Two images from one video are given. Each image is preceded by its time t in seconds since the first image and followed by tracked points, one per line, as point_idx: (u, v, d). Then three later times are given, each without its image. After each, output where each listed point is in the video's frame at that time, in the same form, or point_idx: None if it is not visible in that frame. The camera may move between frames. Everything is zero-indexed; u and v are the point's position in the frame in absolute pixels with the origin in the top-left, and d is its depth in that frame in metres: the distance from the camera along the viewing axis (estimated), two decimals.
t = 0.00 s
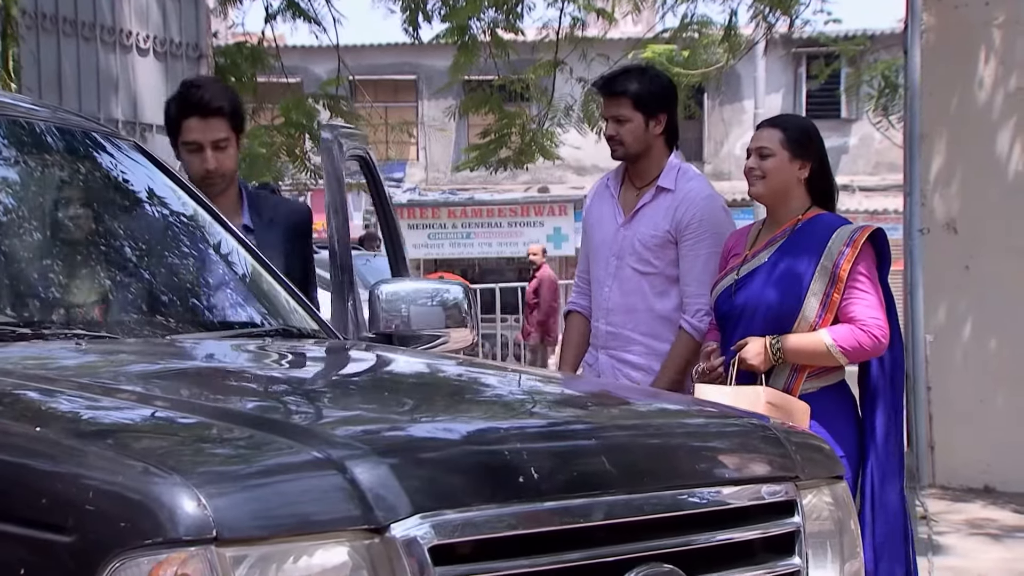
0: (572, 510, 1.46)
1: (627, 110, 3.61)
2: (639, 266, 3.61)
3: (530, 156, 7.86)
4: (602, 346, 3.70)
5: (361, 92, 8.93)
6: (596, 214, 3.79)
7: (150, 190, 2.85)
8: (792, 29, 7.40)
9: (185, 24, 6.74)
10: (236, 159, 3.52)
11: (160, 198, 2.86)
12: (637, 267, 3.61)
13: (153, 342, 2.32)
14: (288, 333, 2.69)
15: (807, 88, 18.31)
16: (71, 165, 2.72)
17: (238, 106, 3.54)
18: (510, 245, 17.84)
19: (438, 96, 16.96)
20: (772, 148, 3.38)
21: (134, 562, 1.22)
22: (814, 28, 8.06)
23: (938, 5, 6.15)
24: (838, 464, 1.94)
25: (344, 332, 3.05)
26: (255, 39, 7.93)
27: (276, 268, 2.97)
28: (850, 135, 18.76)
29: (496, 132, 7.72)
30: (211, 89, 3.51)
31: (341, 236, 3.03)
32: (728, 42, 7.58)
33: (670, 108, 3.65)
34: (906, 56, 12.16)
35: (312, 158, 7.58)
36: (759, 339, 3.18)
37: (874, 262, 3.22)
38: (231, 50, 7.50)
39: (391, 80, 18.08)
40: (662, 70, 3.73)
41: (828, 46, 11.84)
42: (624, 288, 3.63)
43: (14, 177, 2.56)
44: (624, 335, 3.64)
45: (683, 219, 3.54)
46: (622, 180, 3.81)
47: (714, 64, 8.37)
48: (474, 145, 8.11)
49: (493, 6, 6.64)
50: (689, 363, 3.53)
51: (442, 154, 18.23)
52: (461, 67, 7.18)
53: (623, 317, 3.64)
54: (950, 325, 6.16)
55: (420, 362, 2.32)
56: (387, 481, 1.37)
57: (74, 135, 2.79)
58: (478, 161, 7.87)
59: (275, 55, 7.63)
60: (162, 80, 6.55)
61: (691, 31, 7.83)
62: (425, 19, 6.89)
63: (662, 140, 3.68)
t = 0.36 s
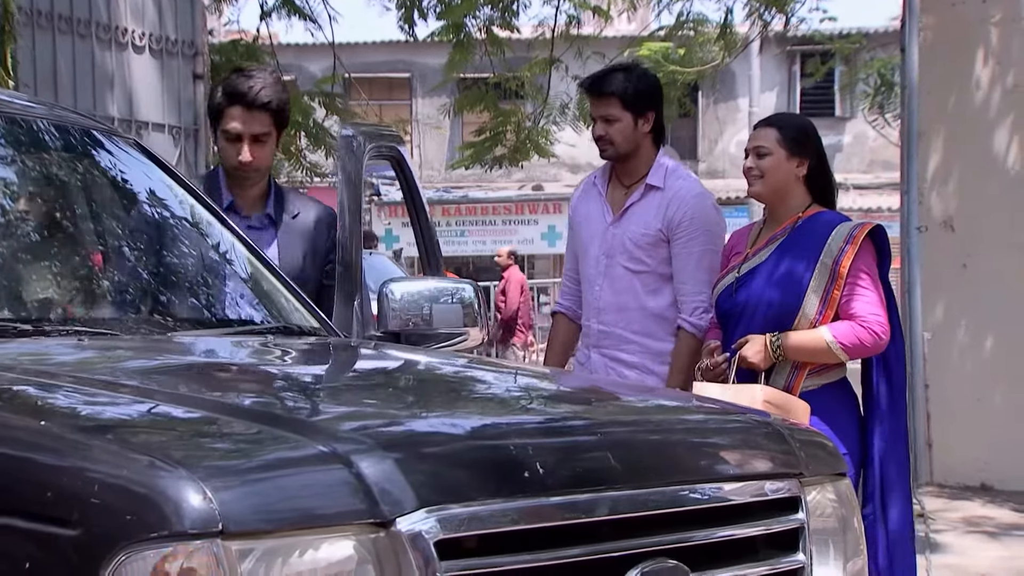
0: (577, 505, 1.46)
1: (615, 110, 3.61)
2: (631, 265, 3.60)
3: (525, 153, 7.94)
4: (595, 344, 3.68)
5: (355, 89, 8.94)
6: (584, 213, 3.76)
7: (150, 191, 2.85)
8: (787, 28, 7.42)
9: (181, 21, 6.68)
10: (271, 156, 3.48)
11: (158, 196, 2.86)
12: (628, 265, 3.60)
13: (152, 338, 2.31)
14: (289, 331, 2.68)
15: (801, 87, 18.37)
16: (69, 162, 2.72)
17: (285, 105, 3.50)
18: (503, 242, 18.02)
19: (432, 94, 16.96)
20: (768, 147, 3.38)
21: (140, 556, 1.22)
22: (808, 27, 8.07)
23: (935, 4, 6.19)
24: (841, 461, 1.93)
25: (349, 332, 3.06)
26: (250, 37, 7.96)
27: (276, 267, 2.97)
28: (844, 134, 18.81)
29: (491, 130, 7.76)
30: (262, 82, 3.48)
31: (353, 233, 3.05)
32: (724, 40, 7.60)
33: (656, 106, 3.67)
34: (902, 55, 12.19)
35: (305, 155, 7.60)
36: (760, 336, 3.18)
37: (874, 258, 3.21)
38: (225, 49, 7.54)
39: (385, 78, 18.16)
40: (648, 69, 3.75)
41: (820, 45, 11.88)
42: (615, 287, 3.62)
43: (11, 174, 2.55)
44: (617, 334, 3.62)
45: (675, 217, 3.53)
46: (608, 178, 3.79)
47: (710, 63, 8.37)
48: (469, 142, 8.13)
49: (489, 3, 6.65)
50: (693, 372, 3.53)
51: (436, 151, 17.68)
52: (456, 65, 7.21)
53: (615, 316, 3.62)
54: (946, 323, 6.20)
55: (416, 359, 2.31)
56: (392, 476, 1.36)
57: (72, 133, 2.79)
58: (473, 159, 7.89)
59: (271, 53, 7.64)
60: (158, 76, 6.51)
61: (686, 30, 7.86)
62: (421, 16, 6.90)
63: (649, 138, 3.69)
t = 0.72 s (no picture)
0: (586, 511, 1.45)
1: (594, 111, 3.58)
2: (619, 265, 3.55)
3: (521, 156, 7.91)
4: (582, 347, 3.63)
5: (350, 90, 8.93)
6: (566, 217, 3.72)
7: (150, 189, 2.85)
8: (783, 28, 7.41)
9: (177, 22, 6.66)
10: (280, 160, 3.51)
11: (160, 196, 2.85)
12: (616, 265, 3.56)
13: (153, 341, 2.31)
14: (292, 333, 2.67)
15: (797, 88, 18.39)
16: (69, 161, 2.72)
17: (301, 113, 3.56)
18: (499, 244, 18.02)
19: (427, 96, 16.95)
20: (770, 148, 3.38)
21: (148, 565, 1.21)
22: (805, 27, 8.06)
23: (933, 6, 6.20)
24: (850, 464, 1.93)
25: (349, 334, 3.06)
26: (245, 39, 7.95)
27: (276, 264, 2.97)
28: (838, 135, 18.82)
29: (487, 131, 7.75)
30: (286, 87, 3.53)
31: (353, 233, 3.03)
32: (720, 41, 7.59)
33: (634, 105, 3.64)
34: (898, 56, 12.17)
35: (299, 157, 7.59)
36: (762, 337, 3.20)
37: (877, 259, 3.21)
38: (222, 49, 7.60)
39: (379, 79, 18.17)
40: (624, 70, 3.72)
41: (814, 46, 11.89)
42: (603, 288, 3.57)
43: (10, 173, 2.55)
44: (605, 334, 3.57)
45: (663, 215, 3.50)
46: (588, 181, 3.74)
47: (705, 63, 8.37)
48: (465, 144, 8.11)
49: (484, 5, 6.63)
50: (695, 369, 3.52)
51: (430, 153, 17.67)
52: (451, 65, 7.21)
53: (604, 317, 3.57)
54: (945, 324, 6.21)
55: (415, 361, 2.30)
56: (401, 483, 1.36)
57: (71, 132, 2.79)
58: (469, 161, 7.89)
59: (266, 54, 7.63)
60: (153, 78, 6.51)
61: (682, 31, 7.82)
62: (416, 18, 6.88)
63: (629, 138, 3.65)
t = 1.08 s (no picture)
0: (592, 509, 1.45)
1: (568, 107, 3.56)
2: (601, 260, 3.51)
3: (508, 153, 7.91)
4: (566, 344, 3.57)
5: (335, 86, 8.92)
6: (541, 217, 3.64)
7: (139, 182, 2.86)
8: (770, 26, 7.41)
9: (164, 17, 6.64)
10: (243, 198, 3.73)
11: (147, 188, 2.86)
12: (598, 260, 3.51)
13: (148, 338, 2.30)
14: (290, 331, 2.67)
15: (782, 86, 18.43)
16: (58, 153, 2.70)
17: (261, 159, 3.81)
18: (483, 241, 18.05)
19: (413, 93, 16.91)
20: (767, 145, 3.37)
21: (153, 562, 1.20)
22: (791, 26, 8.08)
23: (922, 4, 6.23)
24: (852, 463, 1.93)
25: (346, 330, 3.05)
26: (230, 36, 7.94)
27: (264, 254, 3.01)
28: (824, 133, 18.90)
29: (475, 128, 7.77)
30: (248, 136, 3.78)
31: (343, 233, 3.05)
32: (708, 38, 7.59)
33: (608, 102, 3.62)
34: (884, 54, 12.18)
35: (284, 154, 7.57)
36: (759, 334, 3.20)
37: (874, 256, 3.21)
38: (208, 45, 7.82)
39: (364, 76, 18.16)
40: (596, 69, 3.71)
41: (795, 44, 11.88)
42: (586, 284, 3.52)
43: None
44: (589, 330, 3.52)
45: (644, 208, 3.48)
46: (562, 178, 3.69)
47: (693, 61, 8.38)
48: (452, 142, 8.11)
49: (472, 2, 6.62)
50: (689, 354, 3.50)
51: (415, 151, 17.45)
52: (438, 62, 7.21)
53: (589, 312, 3.52)
54: (933, 321, 6.23)
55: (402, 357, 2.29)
56: (408, 481, 1.35)
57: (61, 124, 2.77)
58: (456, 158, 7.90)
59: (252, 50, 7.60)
60: (141, 75, 6.49)
61: (669, 29, 7.83)
62: (403, 15, 6.88)
63: (602, 134, 3.63)
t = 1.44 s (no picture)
0: (610, 516, 1.44)
1: (555, 106, 3.47)
2: (594, 259, 3.44)
3: (502, 152, 7.90)
4: (564, 345, 3.49)
5: (328, 85, 8.91)
6: (530, 219, 3.57)
7: (132, 174, 2.87)
8: (764, 26, 7.41)
9: (159, 14, 6.61)
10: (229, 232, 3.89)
11: (139, 180, 2.87)
12: (591, 260, 3.44)
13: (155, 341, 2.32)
14: (297, 334, 2.67)
15: (771, 85, 18.41)
16: (53, 148, 2.70)
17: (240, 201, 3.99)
18: (475, 241, 17.87)
19: (406, 92, 16.91)
20: (768, 143, 3.36)
21: (171, 569, 1.20)
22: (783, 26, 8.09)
23: (920, 3, 6.21)
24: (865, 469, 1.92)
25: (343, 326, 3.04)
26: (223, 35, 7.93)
27: (257, 245, 3.04)
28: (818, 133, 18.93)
29: (469, 127, 7.75)
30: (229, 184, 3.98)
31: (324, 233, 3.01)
32: (703, 38, 7.59)
33: (594, 101, 3.53)
34: (878, 53, 12.14)
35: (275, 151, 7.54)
36: (763, 333, 3.19)
37: (876, 254, 3.21)
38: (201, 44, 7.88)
39: (355, 75, 18.18)
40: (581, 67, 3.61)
41: (788, 44, 11.87)
42: (581, 284, 3.45)
43: None
44: (586, 330, 3.44)
45: (636, 206, 3.42)
46: (550, 180, 3.61)
47: (688, 61, 8.38)
48: (445, 141, 8.10)
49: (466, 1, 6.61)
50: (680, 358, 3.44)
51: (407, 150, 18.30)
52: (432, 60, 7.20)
53: (586, 313, 3.44)
54: (931, 319, 6.20)
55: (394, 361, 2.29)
56: (426, 487, 1.35)
57: (54, 120, 2.77)
58: (450, 156, 7.90)
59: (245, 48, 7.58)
60: (135, 74, 6.42)
61: (664, 28, 7.82)
62: (398, 13, 6.89)
63: (588, 134, 3.55)
